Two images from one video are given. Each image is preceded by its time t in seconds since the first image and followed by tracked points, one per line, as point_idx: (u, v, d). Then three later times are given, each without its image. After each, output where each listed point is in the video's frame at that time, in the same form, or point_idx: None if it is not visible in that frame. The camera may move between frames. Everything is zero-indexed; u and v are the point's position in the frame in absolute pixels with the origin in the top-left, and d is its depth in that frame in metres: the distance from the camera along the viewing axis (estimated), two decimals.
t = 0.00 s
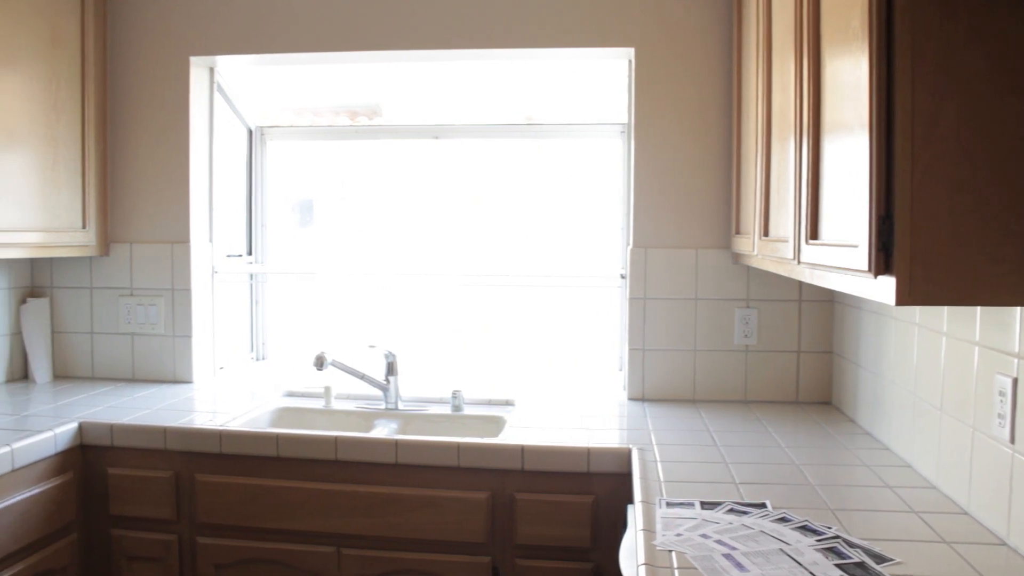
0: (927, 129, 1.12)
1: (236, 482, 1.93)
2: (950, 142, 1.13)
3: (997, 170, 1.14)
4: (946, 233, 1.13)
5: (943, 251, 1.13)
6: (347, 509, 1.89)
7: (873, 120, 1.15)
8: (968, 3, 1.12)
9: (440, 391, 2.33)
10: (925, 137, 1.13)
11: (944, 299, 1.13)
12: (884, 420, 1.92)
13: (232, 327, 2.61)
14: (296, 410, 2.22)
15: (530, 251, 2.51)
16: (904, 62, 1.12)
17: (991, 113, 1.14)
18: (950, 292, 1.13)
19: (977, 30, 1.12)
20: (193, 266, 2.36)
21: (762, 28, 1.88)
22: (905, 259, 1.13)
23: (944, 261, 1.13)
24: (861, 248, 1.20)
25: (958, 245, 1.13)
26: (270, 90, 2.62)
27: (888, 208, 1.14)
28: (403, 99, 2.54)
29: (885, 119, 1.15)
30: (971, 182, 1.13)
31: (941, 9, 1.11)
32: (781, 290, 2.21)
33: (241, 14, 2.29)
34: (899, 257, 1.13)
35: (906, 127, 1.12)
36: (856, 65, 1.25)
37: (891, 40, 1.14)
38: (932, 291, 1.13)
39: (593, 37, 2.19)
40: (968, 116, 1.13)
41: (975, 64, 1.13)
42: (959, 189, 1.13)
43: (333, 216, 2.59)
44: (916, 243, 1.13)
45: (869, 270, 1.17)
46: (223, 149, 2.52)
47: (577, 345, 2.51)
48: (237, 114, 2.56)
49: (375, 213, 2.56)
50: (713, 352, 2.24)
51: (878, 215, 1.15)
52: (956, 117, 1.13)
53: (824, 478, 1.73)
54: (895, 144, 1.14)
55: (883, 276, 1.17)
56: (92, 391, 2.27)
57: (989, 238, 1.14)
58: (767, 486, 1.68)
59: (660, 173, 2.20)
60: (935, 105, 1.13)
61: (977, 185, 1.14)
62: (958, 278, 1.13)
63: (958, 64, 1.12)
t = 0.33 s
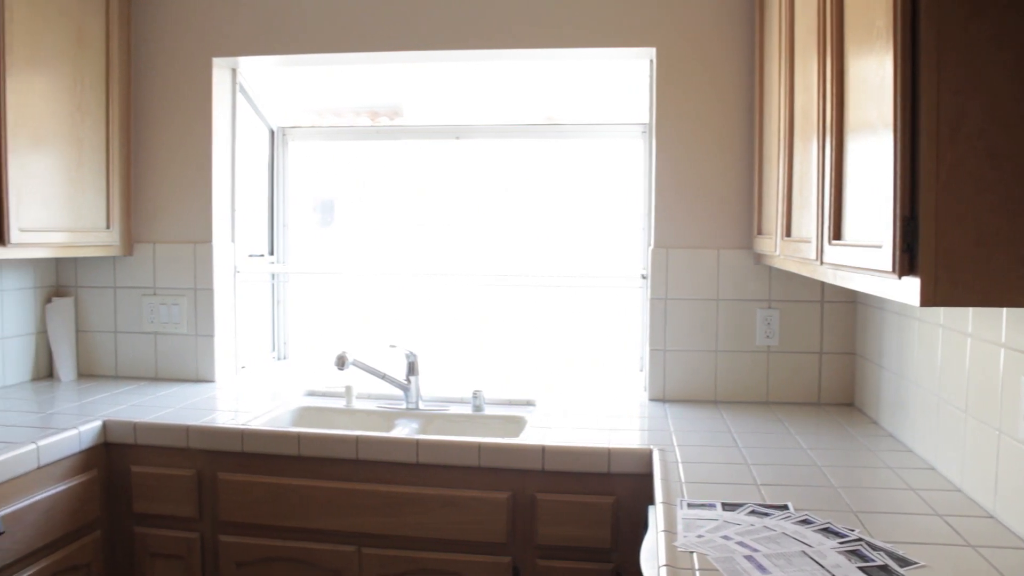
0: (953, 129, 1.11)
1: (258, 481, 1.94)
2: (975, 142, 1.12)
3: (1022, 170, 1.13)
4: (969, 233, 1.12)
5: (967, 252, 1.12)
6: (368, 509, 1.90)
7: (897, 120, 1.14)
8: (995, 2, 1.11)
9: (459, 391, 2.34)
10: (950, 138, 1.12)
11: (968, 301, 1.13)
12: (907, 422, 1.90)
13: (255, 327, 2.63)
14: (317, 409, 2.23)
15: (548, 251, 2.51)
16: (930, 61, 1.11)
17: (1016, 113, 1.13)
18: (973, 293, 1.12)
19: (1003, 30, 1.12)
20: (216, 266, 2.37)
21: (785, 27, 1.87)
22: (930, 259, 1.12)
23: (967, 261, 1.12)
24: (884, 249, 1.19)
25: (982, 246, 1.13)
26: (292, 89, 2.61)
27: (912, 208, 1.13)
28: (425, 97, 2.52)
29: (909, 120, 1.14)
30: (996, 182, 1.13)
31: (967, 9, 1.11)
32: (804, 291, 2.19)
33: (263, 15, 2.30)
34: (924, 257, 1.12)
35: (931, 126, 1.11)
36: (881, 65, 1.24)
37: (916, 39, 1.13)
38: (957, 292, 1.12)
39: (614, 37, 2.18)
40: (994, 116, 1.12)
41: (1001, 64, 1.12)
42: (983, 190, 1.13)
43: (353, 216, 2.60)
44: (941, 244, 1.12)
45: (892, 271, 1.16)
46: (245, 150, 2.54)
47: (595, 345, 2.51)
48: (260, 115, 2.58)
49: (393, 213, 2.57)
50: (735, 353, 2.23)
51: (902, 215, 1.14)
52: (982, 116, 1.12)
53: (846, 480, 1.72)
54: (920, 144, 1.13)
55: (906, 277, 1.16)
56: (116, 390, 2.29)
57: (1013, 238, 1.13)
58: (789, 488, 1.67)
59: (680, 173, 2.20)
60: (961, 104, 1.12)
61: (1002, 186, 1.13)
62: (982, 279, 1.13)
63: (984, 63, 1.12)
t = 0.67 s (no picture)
0: (976, 128, 1.10)
1: (277, 480, 1.95)
2: (999, 141, 1.11)
3: None
4: (993, 234, 1.11)
5: (991, 253, 1.11)
6: (387, 508, 1.90)
7: (919, 119, 1.13)
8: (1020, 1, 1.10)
9: (477, 391, 2.34)
10: (973, 136, 1.11)
11: (992, 302, 1.11)
12: (928, 424, 1.88)
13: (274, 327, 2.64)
14: (337, 409, 2.24)
15: (565, 251, 2.51)
16: (952, 60, 1.10)
17: None
18: (998, 294, 1.11)
19: None
20: (236, 265, 2.39)
21: (805, 26, 1.86)
22: (953, 260, 1.11)
23: (991, 262, 1.11)
24: (906, 250, 1.18)
25: (1007, 246, 1.12)
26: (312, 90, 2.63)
27: (935, 208, 1.12)
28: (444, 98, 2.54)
29: (932, 120, 1.13)
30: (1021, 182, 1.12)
31: (991, 8, 1.10)
32: (825, 291, 2.18)
33: (283, 16, 2.31)
34: (946, 257, 1.11)
35: (954, 126, 1.11)
36: (903, 65, 1.23)
37: (939, 37, 1.12)
38: (980, 292, 1.11)
39: (633, 37, 2.18)
40: (1019, 115, 1.11)
41: None
42: (1007, 190, 1.12)
43: (372, 216, 2.62)
44: (963, 243, 1.11)
45: (914, 272, 1.15)
46: (265, 150, 2.56)
47: (613, 345, 2.51)
48: (279, 115, 2.60)
49: (410, 213, 2.59)
50: (754, 353, 2.22)
51: (924, 215, 1.13)
52: (1006, 115, 1.11)
53: (866, 482, 1.71)
54: (942, 143, 1.12)
55: (929, 278, 1.15)
56: (137, 389, 2.31)
57: None
58: (809, 489, 1.67)
59: (698, 173, 2.19)
60: (986, 103, 1.11)
61: None
62: (1006, 279, 1.12)
63: (1009, 62, 1.11)
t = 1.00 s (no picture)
0: (1001, 126, 1.09)
1: (296, 479, 1.96)
2: None
3: None
4: (1019, 234, 1.10)
5: (1016, 252, 1.11)
6: (406, 507, 1.91)
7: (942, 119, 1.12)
8: None
9: (496, 391, 2.34)
10: (998, 136, 1.10)
11: (1018, 303, 1.10)
12: (951, 425, 1.87)
13: (293, 326, 2.66)
14: (356, 409, 2.25)
15: (582, 251, 2.51)
16: (977, 58, 1.09)
17: None
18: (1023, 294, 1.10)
19: None
20: (256, 265, 2.40)
21: (827, 25, 1.85)
22: (977, 260, 1.10)
23: (1016, 262, 1.10)
24: (929, 250, 1.18)
25: None
26: (331, 90, 2.64)
27: (958, 208, 1.11)
28: (463, 98, 2.54)
29: (955, 119, 1.12)
30: None
31: (1016, 6, 1.09)
32: (846, 292, 2.17)
33: (303, 17, 2.32)
34: (970, 257, 1.11)
35: (978, 125, 1.10)
36: (925, 64, 1.22)
37: (963, 35, 1.11)
38: (1004, 292, 1.10)
39: (653, 36, 2.17)
40: None
41: None
42: None
43: (390, 216, 2.63)
44: (988, 244, 1.10)
45: (937, 272, 1.15)
46: (285, 150, 2.58)
47: (630, 345, 2.50)
48: (299, 115, 2.61)
49: (428, 213, 2.59)
50: (774, 354, 2.21)
51: (947, 215, 1.12)
52: None
53: (888, 484, 1.69)
54: (966, 143, 1.11)
55: (952, 278, 1.14)
56: (158, 388, 2.33)
57: None
58: (831, 491, 1.66)
59: (717, 173, 2.18)
60: (1012, 102, 1.10)
61: None
62: None
63: None
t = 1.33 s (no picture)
0: None
1: (318, 478, 1.97)
2: None
3: None
4: None
5: None
6: (430, 507, 1.91)
7: (970, 118, 1.11)
8: None
9: (517, 391, 2.34)
10: None
11: None
12: (978, 428, 1.84)
13: (317, 326, 2.67)
14: (379, 409, 2.26)
15: (604, 251, 2.51)
16: (1006, 56, 1.08)
17: None
18: None
19: None
20: (280, 265, 2.42)
21: (852, 23, 1.84)
22: (1006, 261, 1.09)
23: None
24: (956, 250, 1.17)
25: None
26: (355, 91, 2.66)
27: (987, 208, 1.10)
28: (485, 98, 2.55)
29: (984, 117, 1.11)
30: None
31: None
32: (871, 292, 2.15)
33: (325, 18, 2.33)
34: (999, 257, 1.10)
35: (1007, 123, 1.09)
36: (953, 62, 1.21)
37: (992, 33, 1.10)
38: None
39: (675, 36, 2.17)
40: None
41: None
42: None
43: (412, 215, 2.64)
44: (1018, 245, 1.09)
45: (965, 273, 1.14)
46: (309, 150, 2.59)
47: (652, 345, 2.50)
48: (322, 115, 2.63)
49: (449, 213, 2.60)
50: (799, 355, 2.20)
51: (975, 215, 1.11)
52: None
53: (914, 487, 1.68)
54: (995, 143, 1.10)
55: (981, 279, 1.13)
56: (182, 386, 2.35)
57: None
58: (857, 493, 1.64)
59: (740, 172, 2.17)
60: None
61: None
62: None
63: None
